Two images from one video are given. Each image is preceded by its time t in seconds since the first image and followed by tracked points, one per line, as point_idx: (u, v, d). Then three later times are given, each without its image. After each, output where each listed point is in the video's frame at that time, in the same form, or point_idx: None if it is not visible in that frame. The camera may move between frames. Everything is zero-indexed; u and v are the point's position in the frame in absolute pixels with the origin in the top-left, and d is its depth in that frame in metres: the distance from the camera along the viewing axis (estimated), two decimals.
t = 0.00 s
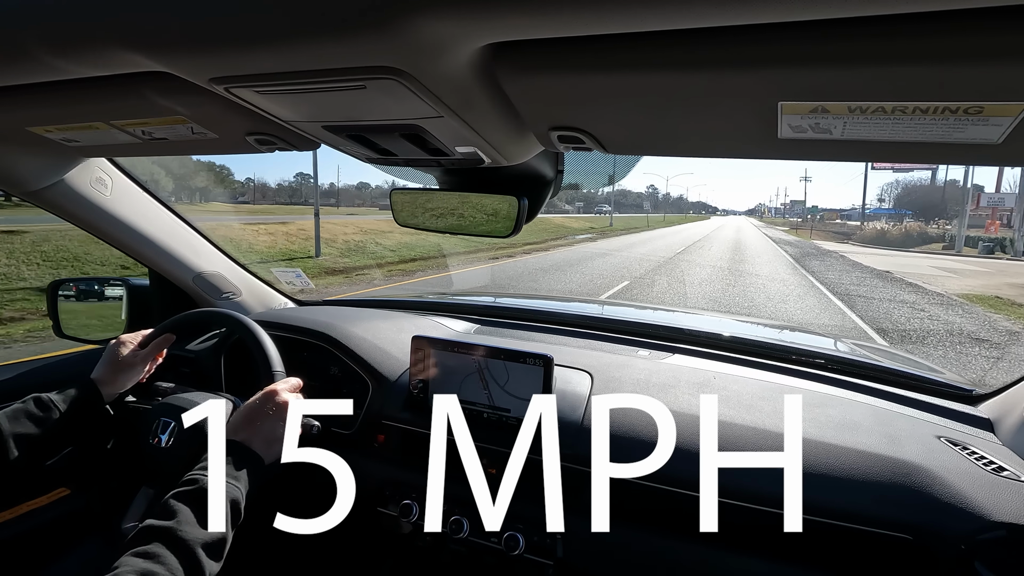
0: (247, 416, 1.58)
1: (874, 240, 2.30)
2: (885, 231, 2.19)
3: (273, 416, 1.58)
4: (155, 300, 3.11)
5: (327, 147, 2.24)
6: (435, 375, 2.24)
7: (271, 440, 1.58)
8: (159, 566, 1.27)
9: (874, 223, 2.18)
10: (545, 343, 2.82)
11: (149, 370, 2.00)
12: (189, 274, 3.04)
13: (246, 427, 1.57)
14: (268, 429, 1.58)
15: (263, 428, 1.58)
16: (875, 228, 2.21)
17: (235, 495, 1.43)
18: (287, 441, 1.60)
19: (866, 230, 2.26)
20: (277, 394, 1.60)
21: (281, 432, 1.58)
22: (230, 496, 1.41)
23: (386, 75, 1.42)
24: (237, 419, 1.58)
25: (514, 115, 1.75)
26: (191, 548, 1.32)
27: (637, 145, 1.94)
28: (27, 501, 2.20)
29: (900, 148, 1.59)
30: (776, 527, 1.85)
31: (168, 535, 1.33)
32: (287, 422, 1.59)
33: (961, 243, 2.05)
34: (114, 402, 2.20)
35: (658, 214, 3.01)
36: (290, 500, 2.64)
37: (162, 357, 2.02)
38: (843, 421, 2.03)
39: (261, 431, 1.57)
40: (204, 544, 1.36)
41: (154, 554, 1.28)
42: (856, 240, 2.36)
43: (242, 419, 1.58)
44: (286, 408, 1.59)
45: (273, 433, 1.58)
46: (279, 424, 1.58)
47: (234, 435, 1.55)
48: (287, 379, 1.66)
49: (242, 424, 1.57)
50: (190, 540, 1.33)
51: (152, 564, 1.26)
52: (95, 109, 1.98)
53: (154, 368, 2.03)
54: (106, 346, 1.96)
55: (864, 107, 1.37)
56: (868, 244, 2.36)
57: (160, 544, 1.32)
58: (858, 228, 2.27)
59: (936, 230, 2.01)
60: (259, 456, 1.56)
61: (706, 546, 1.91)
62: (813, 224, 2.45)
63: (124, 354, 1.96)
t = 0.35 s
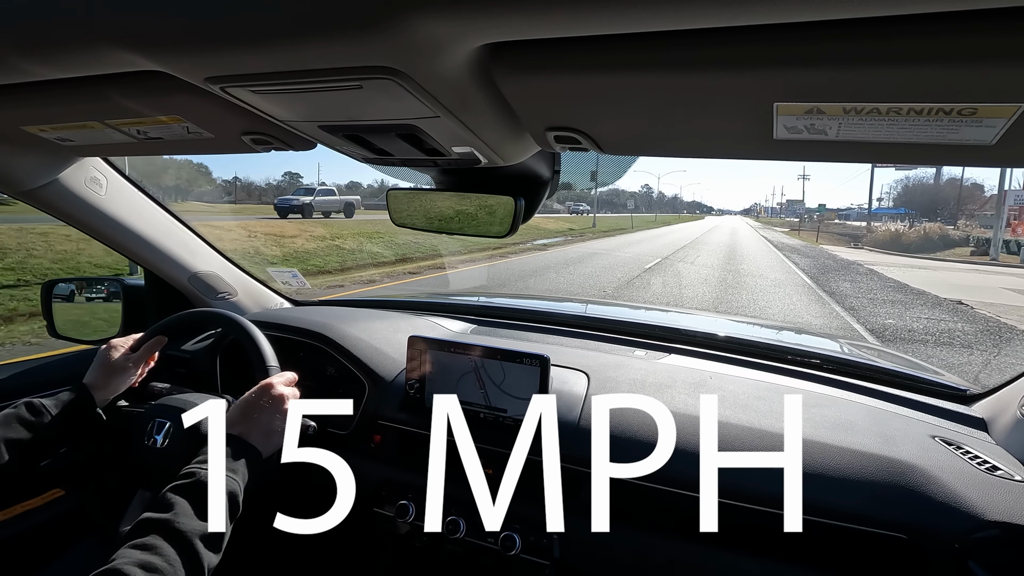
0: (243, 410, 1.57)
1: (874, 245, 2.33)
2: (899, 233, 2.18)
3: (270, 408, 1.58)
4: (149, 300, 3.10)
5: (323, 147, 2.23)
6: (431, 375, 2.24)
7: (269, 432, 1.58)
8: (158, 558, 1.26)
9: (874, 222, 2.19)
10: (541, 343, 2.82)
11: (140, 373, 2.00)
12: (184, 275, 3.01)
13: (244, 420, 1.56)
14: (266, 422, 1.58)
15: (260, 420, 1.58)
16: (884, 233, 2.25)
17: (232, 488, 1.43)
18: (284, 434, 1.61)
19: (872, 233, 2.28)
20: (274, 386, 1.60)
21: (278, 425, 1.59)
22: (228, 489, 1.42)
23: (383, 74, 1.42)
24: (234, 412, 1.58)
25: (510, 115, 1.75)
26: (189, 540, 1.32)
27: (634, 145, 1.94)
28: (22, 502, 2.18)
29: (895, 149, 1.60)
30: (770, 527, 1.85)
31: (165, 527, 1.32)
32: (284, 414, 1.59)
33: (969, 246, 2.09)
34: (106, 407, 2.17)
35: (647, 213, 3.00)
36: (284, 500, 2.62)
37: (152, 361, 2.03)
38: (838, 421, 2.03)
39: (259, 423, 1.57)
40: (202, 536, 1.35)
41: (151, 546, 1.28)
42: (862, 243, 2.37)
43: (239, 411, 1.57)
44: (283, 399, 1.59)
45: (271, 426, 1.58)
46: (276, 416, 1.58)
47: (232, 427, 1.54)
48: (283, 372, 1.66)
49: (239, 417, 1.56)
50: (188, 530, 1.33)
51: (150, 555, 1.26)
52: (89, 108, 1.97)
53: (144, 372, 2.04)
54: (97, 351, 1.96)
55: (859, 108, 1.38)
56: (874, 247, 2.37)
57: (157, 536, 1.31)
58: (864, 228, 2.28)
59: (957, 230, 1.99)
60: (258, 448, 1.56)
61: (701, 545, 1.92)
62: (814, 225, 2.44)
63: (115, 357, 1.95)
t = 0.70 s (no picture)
0: (238, 414, 1.58)
1: (893, 248, 2.22)
2: (923, 236, 2.08)
3: (265, 411, 1.58)
4: (142, 300, 3.07)
5: (318, 147, 2.22)
6: (427, 375, 2.23)
7: (264, 436, 1.58)
8: (151, 562, 1.25)
9: (878, 221, 2.17)
10: (537, 343, 2.82)
11: (135, 373, 1.98)
12: (177, 275, 3.00)
13: (239, 424, 1.56)
14: (261, 425, 1.58)
15: (255, 424, 1.57)
16: (905, 238, 2.14)
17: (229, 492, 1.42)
18: (279, 437, 1.60)
19: (886, 236, 2.21)
20: (269, 389, 1.60)
21: (273, 428, 1.58)
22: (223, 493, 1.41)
23: (378, 74, 1.42)
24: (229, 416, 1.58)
25: (506, 115, 1.75)
26: (183, 544, 1.31)
27: (629, 146, 1.94)
28: (13, 505, 2.16)
29: (888, 149, 1.60)
30: (765, 525, 1.86)
31: (158, 531, 1.31)
32: (279, 418, 1.59)
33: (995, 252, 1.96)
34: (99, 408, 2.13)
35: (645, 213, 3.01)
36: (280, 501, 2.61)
37: (148, 361, 2.00)
38: (832, 420, 2.04)
39: (254, 427, 1.57)
40: (196, 540, 1.34)
41: (144, 550, 1.27)
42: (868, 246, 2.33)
43: (234, 415, 1.57)
44: (278, 402, 1.59)
45: (265, 429, 1.58)
46: (271, 420, 1.58)
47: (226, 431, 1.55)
48: (279, 375, 1.66)
49: (234, 421, 1.56)
50: (182, 535, 1.32)
51: (143, 560, 1.25)
52: (82, 108, 1.96)
53: (140, 372, 2.01)
54: (92, 351, 1.93)
55: (853, 108, 1.38)
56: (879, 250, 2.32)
57: (150, 541, 1.30)
58: (869, 228, 2.26)
59: (982, 232, 1.91)
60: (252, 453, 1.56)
61: (697, 544, 1.93)
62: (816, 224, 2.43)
63: (111, 357, 1.93)
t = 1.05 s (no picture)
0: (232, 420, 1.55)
1: (908, 253, 2.20)
2: (925, 238, 2.08)
3: (261, 416, 1.56)
4: (137, 301, 3.07)
5: (313, 147, 2.22)
6: (423, 376, 2.23)
7: (258, 441, 1.56)
8: (145, 570, 1.24)
9: (881, 223, 2.17)
10: (534, 344, 2.82)
11: (132, 373, 1.97)
12: (173, 276, 2.99)
13: (233, 431, 1.54)
14: (256, 430, 1.56)
15: (250, 429, 1.55)
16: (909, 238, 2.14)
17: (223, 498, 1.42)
18: (274, 442, 1.59)
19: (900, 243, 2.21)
20: (265, 394, 1.58)
21: (268, 434, 1.57)
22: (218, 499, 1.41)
23: (374, 74, 1.41)
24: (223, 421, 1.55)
25: (502, 115, 1.75)
26: (176, 550, 1.31)
27: (625, 146, 1.95)
28: (5, 508, 2.14)
29: (883, 150, 1.61)
30: (763, 524, 1.87)
31: (153, 538, 1.30)
32: (275, 424, 1.57)
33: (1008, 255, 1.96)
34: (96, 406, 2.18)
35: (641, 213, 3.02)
36: (276, 501, 2.62)
37: (145, 360, 2.00)
38: (828, 419, 2.05)
39: (249, 432, 1.55)
40: (190, 547, 1.33)
41: (139, 558, 1.26)
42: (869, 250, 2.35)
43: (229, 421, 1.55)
44: (274, 408, 1.57)
45: (260, 435, 1.56)
46: (267, 426, 1.56)
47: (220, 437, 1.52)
48: (275, 379, 1.63)
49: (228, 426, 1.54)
50: (176, 543, 1.31)
51: (137, 568, 1.24)
52: (76, 107, 1.95)
53: (137, 372, 2.00)
54: (89, 350, 1.92)
55: (848, 108, 1.39)
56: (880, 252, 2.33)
57: (145, 548, 1.29)
58: (874, 229, 2.24)
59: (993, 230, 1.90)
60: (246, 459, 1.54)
61: (694, 544, 1.93)
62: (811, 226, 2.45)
63: (106, 357, 1.93)
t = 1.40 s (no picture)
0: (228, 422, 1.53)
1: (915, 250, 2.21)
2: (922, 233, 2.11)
3: (257, 418, 1.55)
4: (133, 301, 3.07)
5: (311, 148, 2.21)
6: (422, 377, 2.23)
7: (255, 443, 1.55)
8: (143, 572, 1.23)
9: (887, 223, 2.19)
10: (532, 344, 2.82)
11: (129, 373, 1.95)
12: (170, 276, 2.98)
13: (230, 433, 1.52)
14: (252, 432, 1.55)
15: (247, 431, 1.54)
16: (926, 240, 2.12)
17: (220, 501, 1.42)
18: (272, 444, 1.57)
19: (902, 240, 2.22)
20: (261, 395, 1.57)
21: (265, 436, 1.55)
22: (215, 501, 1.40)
23: (372, 74, 1.41)
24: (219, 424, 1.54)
25: (500, 116, 1.75)
26: (174, 552, 1.30)
27: (623, 146, 1.95)
28: (4, 509, 2.10)
29: (880, 151, 1.61)
30: (761, 525, 1.87)
31: (150, 540, 1.30)
32: (271, 426, 1.55)
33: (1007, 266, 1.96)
34: (93, 407, 2.20)
35: (634, 212, 3.01)
36: (275, 501, 2.62)
37: (142, 361, 1.98)
38: (826, 420, 2.05)
39: (245, 433, 1.54)
40: (188, 548, 1.33)
41: (136, 559, 1.26)
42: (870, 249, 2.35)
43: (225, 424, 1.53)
44: (271, 409, 1.56)
45: (257, 436, 1.55)
46: (263, 427, 1.55)
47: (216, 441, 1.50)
48: (270, 379, 1.62)
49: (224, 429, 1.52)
50: (174, 544, 1.31)
51: (135, 569, 1.23)
52: (73, 107, 1.94)
53: (135, 372, 1.98)
54: (87, 350, 1.90)
55: (846, 109, 1.39)
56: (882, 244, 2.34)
57: (142, 549, 1.29)
58: (877, 228, 2.26)
59: (998, 241, 1.93)
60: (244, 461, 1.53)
61: (692, 544, 1.93)
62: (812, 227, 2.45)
63: (105, 357, 1.90)
